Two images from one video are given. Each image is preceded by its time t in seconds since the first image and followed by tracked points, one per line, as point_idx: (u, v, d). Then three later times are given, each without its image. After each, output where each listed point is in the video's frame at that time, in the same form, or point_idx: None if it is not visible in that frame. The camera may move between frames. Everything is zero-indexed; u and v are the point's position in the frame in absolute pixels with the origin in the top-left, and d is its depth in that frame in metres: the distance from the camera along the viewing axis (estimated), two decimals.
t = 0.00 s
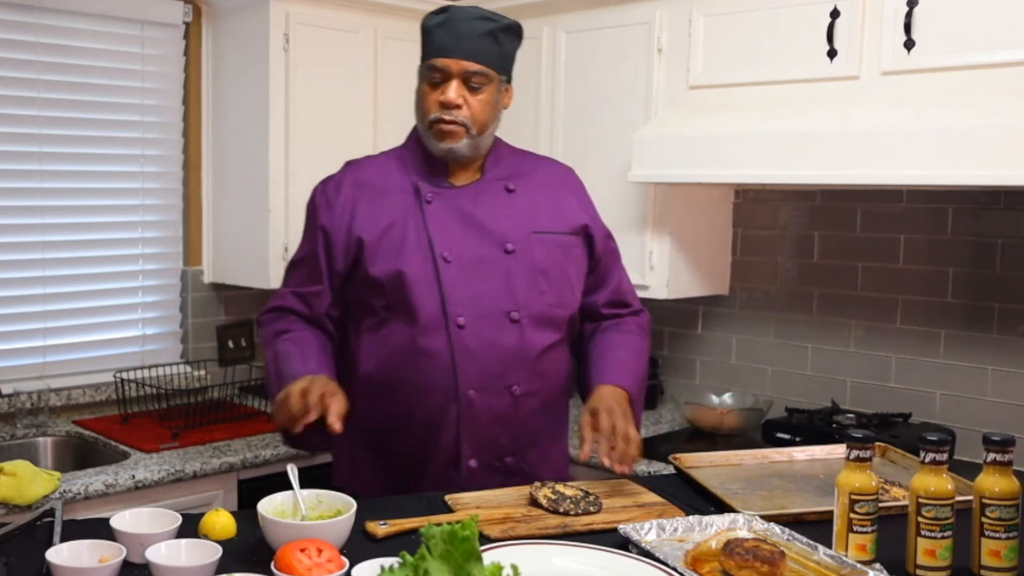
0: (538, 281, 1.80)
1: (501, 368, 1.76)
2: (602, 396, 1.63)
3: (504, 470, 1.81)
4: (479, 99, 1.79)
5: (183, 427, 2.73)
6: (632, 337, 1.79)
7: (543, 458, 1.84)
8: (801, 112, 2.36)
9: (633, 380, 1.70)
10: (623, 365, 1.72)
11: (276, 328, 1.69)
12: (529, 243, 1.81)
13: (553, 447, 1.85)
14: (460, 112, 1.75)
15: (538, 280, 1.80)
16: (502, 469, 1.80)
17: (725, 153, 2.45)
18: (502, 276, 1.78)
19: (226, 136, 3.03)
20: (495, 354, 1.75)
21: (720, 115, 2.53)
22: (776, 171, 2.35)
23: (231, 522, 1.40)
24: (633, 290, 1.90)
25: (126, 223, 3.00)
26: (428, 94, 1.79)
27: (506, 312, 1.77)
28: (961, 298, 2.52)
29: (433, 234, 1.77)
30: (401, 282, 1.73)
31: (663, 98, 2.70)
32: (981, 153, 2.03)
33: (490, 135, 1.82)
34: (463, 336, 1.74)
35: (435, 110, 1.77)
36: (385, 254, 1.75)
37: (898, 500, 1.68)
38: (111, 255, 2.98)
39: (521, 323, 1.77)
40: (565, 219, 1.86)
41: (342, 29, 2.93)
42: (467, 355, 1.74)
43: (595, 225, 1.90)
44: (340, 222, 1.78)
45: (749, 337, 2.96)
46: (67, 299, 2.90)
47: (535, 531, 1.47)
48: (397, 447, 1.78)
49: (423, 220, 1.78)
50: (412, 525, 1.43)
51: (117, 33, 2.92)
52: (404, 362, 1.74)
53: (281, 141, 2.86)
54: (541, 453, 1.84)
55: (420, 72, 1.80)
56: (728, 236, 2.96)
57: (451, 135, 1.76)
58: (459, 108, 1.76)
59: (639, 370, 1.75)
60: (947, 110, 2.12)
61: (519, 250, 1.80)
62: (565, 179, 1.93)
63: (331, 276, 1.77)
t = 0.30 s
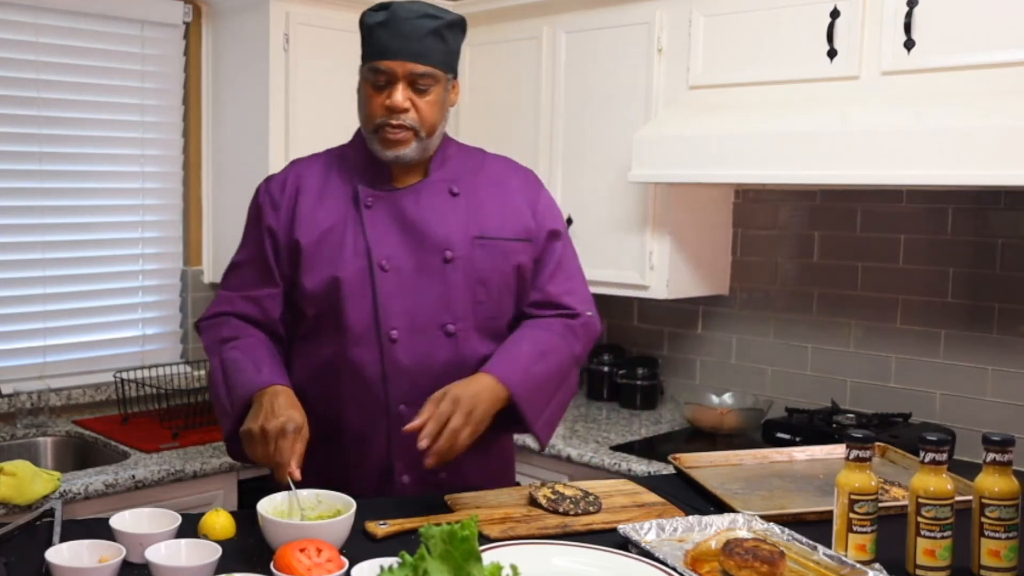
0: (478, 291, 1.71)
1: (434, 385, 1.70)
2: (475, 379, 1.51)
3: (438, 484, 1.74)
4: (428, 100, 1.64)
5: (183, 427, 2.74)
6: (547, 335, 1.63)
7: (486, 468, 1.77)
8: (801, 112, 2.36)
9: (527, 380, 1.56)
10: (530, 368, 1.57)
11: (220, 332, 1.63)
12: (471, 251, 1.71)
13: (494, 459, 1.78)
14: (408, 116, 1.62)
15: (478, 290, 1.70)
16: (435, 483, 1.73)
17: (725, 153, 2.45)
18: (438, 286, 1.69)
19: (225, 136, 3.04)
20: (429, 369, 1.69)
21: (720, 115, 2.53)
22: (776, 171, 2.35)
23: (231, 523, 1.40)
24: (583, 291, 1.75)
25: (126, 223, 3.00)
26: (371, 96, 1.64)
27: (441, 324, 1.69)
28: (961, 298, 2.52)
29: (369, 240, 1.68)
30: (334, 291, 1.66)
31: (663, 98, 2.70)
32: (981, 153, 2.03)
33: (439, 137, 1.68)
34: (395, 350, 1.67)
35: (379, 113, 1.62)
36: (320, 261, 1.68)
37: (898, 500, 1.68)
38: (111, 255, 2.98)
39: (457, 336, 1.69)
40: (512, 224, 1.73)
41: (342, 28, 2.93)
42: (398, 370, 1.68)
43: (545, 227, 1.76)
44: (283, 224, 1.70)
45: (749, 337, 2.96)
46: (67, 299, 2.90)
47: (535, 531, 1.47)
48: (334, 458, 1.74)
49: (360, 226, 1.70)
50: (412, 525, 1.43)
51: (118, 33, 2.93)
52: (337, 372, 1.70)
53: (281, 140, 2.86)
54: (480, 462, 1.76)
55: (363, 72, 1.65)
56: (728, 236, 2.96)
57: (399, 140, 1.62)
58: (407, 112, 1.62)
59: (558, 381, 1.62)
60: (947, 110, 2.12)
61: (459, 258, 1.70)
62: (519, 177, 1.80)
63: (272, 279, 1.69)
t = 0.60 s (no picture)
0: (438, 299, 1.68)
1: (392, 393, 1.68)
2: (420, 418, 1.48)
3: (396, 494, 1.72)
4: (403, 103, 1.64)
5: (183, 427, 2.74)
6: (494, 359, 1.58)
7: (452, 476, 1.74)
8: (801, 112, 2.36)
9: (470, 414, 1.51)
10: (474, 396, 1.53)
11: (189, 323, 1.66)
12: (431, 258, 1.68)
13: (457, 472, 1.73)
14: (383, 119, 1.61)
15: (437, 297, 1.68)
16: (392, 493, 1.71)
17: (725, 153, 2.45)
18: (397, 292, 1.67)
19: (225, 136, 3.04)
20: (387, 376, 1.67)
21: (720, 115, 2.53)
22: (776, 171, 2.35)
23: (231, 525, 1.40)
24: (543, 306, 1.69)
25: (126, 223, 3.00)
26: (345, 99, 1.63)
27: (399, 332, 1.67)
28: (961, 298, 2.52)
29: (331, 243, 1.68)
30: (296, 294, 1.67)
31: (663, 98, 2.70)
32: (981, 153, 2.03)
33: (415, 139, 1.68)
34: (353, 356, 1.67)
35: (353, 116, 1.62)
36: (284, 262, 1.69)
37: (898, 500, 1.68)
38: (111, 255, 2.98)
39: (415, 345, 1.67)
40: (477, 231, 1.70)
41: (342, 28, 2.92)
42: (355, 376, 1.67)
43: (510, 235, 1.71)
44: (252, 222, 1.72)
45: (749, 337, 2.96)
46: (68, 299, 2.90)
47: (535, 531, 1.47)
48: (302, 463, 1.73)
49: (325, 228, 1.70)
50: (413, 525, 1.44)
51: (117, 33, 2.93)
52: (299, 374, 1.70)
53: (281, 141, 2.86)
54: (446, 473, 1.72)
55: (336, 74, 1.64)
56: (728, 236, 2.96)
57: (372, 144, 1.62)
58: (381, 115, 1.61)
59: (507, 406, 1.57)
60: (947, 110, 2.12)
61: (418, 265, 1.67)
62: (488, 182, 1.76)
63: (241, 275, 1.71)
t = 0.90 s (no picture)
0: (412, 301, 1.69)
1: (367, 395, 1.69)
2: (402, 434, 1.49)
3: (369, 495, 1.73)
4: (378, 102, 1.64)
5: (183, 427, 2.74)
6: (475, 368, 1.60)
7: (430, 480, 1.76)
8: (801, 112, 2.36)
9: (451, 426, 1.53)
10: (455, 407, 1.54)
11: (161, 330, 1.64)
12: (406, 259, 1.69)
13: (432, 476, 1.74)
14: (360, 120, 1.62)
15: (411, 299, 1.69)
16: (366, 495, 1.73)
17: (725, 153, 2.45)
18: (372, 294, 1.67)
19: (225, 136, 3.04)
20: (362, 378, 1.68)
21: (720, 115, 2.53)
22: (776, 171, 2.35)
23: (230, 526, 1.40)
24: (519, 310, 1.71)
25: (126, 223, 3.00)
26: (320, 99, 1.63)
27: (373, 334, 1.67)
28: (961, 298, 2.52)
29: (305, 244, 1.68)
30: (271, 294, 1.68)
31: (663, 97, 2.70)
32: (981, 153, 2.03)
33: (390, 137, 1.69)
34: (326, 358, 1.67)
35: (330, 117, 1.62)
36: (257, 263, 1.69)
37: (898, 500, 1.68)
38: (111, 254, 2.98)
39: (389, 347, 1.67)
40: (452, 234, 1.72)
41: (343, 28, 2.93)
42: (330, 378, 1.67)
43: (485, 237, 1.73)
44: (222, 220, 1.71)
45: (749, 337, 2.96)
46: (68, 299, 2.90)
47: (535, 531, 1.47)
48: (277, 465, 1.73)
49: (298, 229, 1.70)
50: (413, 525, 1.45)
51: (117, 33, 2.93)
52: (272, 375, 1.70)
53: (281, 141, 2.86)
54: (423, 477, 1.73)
55: (311, 73, 1.64)
56: (728, 236, 2.96)
57: (349, 144, 1.63)
58: (358, 116, 1.62)
59: (485, 414, 1.59)
60: (947, 110, 2.12)
61: (393, 267, 1.68)
62: (463, 183, 1.78)
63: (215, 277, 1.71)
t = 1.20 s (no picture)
0: (402, 301, 1.69)
1: (357, 395, 1.69)
2: (390, 446, 1.48)
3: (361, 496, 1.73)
4: (372, 103, 1.64)
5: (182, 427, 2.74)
6: (460, 375, 1.60)
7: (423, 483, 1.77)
8: (801, 112, 2.36)
9: (438, 434, 1.53)
10: (440, 416, 1.54)
11: (149, 331, 1.64)
12: (397, 259, 1.69)
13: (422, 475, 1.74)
14: (353, 120, 1.61)
15: (401, 299, 1.69)
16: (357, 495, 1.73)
17: (726, 153, 2.45)
18: (362, 293, 1.68)
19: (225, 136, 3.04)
20: (352, 378, 1.68)
21: (720, 115, 2.53)
22: (776, 171, 2.35)
23: (230, 526, 1.40)
24: (506, 312, 1.72)
25: (126, 222, 3.00)
26: (313, 99, 1.63)
27: (364, 334, 1.68)
28: (961, 298, 2.52)
29: (296, 242, 1.68)
30: (261, 292, 1.68)
31: (663, 97, 2.70)
32: (981, 153, 2.03)
33: (383, 137, 1.69)
34: (316, 357, 1.67)
35: (323, 117, 1.61)
36: (247, 261, 1.69)
37: (898, 500, 1.68)
38: (110, 254, 2.97)
39: (380, 346, 1.68)
40: (442, 234, 1.72)
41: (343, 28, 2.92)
42: (320, 378, 1.67)
43: (474, 239, 1.74)
44: (210, 217, 1.71)
45: (750, 337, 2.96)
46: (68, 299, 2.90)
47: (534, 531, 1.47)
48: (270, 464, 1.73)
49: (289, 226, 1.70)
50: (412, 525, 1.44)
51: (117, 33, 2.93)
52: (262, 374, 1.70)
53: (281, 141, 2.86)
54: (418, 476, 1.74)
55: (304, 72, 1.64)
56: (728, 236, 2.96)
57: (342, 145, 1.63)
58: (351, 116, 1.61)
59: (471, 420, 1.60)
60: (947, 110, 2.12)
61: (383, 266, 1.68)
62: (454, 184, 1.78)
63: (205, 274, 1.71)
